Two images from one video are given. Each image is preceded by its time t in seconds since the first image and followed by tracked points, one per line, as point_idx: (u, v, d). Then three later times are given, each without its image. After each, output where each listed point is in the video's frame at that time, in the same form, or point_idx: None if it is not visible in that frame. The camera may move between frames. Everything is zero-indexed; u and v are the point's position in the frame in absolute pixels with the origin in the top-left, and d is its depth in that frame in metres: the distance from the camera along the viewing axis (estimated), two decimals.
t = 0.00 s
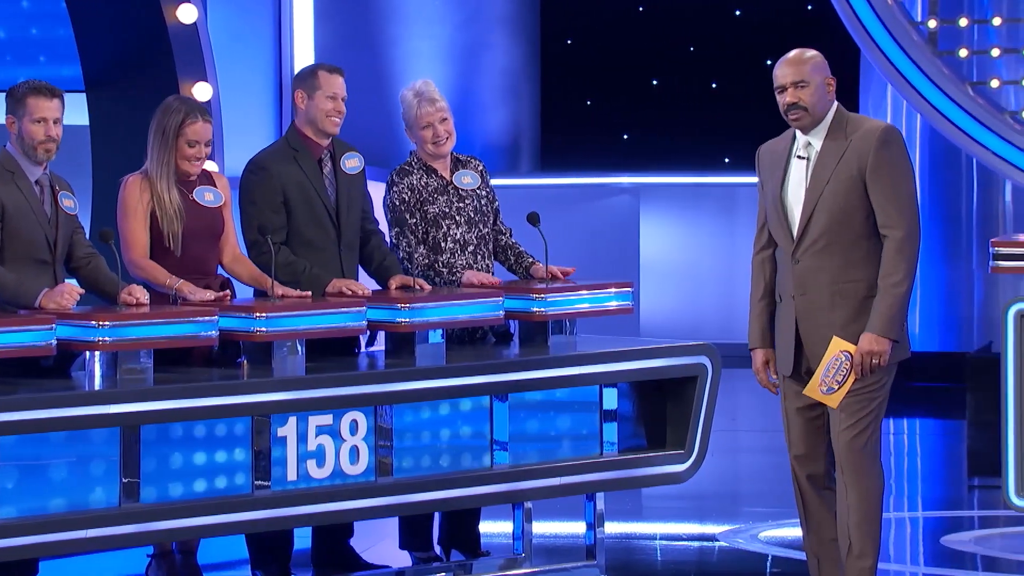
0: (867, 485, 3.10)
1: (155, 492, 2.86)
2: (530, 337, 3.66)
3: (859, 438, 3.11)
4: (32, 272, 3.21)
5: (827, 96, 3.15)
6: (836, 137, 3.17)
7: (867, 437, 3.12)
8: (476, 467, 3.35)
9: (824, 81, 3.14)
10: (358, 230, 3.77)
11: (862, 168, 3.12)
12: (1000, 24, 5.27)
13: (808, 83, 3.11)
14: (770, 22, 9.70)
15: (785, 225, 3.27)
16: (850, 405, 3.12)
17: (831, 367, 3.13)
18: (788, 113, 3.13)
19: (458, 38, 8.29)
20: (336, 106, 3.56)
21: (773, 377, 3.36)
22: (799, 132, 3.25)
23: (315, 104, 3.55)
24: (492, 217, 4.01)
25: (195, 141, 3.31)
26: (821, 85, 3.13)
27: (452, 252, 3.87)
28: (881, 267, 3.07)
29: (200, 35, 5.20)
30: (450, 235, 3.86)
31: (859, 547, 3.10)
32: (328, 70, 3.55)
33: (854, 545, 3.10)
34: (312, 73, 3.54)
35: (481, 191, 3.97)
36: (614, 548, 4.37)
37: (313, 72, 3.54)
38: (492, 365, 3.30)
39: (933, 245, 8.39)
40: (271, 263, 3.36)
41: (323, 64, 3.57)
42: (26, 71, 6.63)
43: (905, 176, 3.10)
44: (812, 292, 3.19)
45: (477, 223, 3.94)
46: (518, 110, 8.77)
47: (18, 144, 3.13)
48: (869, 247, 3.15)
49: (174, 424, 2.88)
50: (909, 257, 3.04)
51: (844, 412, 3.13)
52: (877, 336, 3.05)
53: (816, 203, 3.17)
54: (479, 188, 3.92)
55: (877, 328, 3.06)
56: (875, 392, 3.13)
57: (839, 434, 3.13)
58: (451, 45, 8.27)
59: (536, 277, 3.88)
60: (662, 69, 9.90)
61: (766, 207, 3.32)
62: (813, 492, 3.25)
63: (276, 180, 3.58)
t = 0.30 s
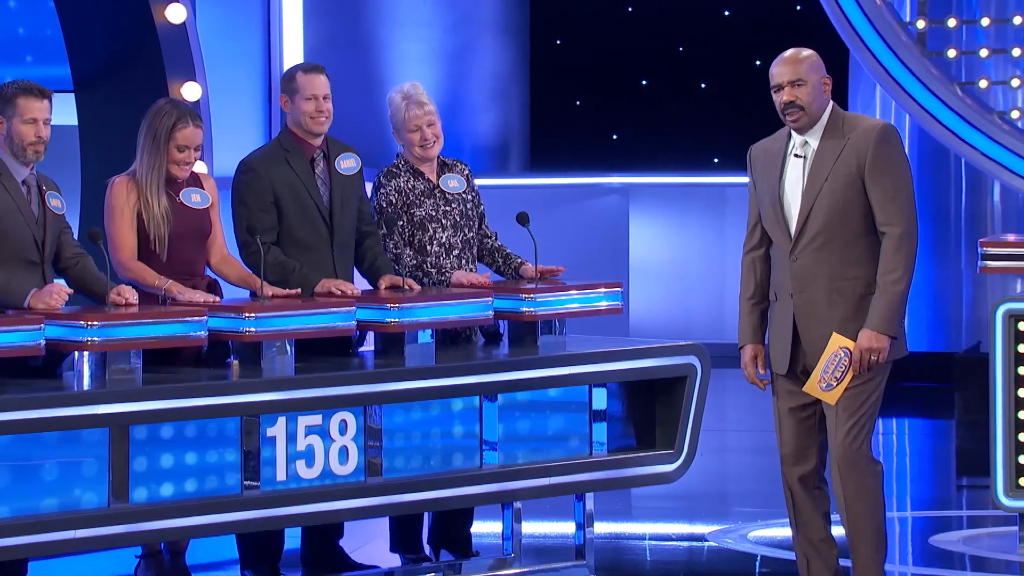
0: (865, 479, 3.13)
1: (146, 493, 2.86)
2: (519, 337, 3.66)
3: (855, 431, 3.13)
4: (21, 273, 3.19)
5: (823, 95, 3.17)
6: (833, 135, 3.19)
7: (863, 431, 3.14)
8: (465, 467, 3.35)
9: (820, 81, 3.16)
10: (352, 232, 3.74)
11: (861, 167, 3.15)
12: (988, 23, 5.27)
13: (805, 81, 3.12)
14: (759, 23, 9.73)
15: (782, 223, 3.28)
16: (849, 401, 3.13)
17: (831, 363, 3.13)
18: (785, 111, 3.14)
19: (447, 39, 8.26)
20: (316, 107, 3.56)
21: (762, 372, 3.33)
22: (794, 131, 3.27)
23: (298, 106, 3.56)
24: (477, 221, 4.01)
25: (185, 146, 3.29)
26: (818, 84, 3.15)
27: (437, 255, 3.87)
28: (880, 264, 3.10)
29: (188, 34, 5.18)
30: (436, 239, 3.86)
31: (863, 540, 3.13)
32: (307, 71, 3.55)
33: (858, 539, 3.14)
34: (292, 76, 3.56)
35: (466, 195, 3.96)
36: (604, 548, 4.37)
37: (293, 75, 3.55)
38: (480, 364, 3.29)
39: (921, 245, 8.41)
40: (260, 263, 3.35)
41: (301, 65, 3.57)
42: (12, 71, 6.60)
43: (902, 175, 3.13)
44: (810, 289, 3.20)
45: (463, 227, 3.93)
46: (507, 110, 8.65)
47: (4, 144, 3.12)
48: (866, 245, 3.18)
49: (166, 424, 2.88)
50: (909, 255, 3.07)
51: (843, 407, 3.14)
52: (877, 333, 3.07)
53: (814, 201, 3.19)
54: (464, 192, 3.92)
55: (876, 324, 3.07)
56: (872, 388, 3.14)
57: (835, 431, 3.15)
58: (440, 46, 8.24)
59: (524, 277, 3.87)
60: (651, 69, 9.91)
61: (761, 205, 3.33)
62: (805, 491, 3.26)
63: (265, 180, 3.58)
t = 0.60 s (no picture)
0: (897, 479, 3.13)
1: (140, 491, 2.86)
2: (512, 337, 3.64)
3: (875, 432, 3.14)
4: (12, 271, 3.18)
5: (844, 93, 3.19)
6: (853, 134, 3.20)
7: (883, 432, 3.15)
8: (457, 466, 3.35)
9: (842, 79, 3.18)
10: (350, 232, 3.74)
11: (878, 167, 3.15)
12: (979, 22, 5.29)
13: (827, 78, 3.14)
14: (752, 23, 9.76)
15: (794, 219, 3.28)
16: (858, 400, 3.16)
17: (837, 364, 3.16)
18: (806, 107, 3.17)
19: (439, 38, 8.29)
20: (310, 107, 3.54)
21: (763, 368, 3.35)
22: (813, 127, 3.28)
23: (293, 107, 3.55)
24: (466, 225, 4.00)
25: (179, 151, 3.28)
26: (839, 82, 3.17)
27: (426, 257, 3.85)
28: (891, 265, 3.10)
29: (180, 34, 5.19)
30: (427, 240, 3.85)
31: (903, 539, 3.13)
32: (301, 71, 3.53)
33: (904, 542, 3.13)
34: (287, 77, 3.55)
35: (456, 198, 3.96)
36: (596, 548, 4.37)
37: (287, 77, 3.54)
38: (470, 363, 3.29)
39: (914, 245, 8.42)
40: (252, 263, 3.34)
41: (295, 66, 3.56)
42: (3, 70, 6.58)
43: (918, 178, 3.14)
44: (819, 287, 3.21)
45: (453, 230, 3.93)
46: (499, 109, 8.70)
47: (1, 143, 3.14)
48: (877, 246, 3.18)
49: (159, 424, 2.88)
50: (920, 258, 3.08)
51: (855, 407, 3.16)
52: (885, 335, 3.08)
53: (829, 199, 3.19)
54: (454, 196, 3.92)
55: (885, 326, 3.08)
56: (879, 389, 3.16)
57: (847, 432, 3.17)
58: (433, 44, 8.27)
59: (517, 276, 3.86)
60: (643, 68, 9.94)
61: (774, 200, 3.34)
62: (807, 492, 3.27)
63: (259, 182, 3.58)
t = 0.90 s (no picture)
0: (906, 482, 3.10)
1: (128, 491, 2.85)
2: (498, 337, 3.64)
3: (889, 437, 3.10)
4: None
5: (864, 101, 3.11)
6: (878, 137, 3.14)
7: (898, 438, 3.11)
8: (444, 466, 3.35)
9: (863, 87, 3.10)
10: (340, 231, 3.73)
11: (903, 172, 3.11)
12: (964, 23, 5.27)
13: (842, 85, 3.09)
14: (738, 23, 9.78)
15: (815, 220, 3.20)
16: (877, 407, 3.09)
17: (858, 369, 3.09)
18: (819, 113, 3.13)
19: (426, 38, 8.29)
20: (298, 108, 3.54)
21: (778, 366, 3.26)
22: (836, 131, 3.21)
23: (281, 109, 3.55)
24: (450, 226, 4.00)
25: (167, 152, 3.27)
26: (858, 89, 3.10)
27: (412, 258, 3.85)
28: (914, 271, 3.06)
29: (167, 35, 5.17)
30: (413, 241, 3.84)
31: (911, 544, 3.10)
32: (290, 72, 3.54)
33: (905, 544, 3.11)
34: (275, 78, 3.55)
35: (439, 200, 3.96)
36: (582, 548, 4.37)
37: (275, 78, 3.55)
38: (453, 363, 3.28)
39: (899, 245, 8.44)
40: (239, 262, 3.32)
41: (285, 66, 3.56)
42: None
43: (943, 184, 3.10)
44: (841, 290, 3.13)
45: (437, 232, 3.92)
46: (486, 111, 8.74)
47: None
48: (899, 249, 3.13)
49: (147, 424, 2.87)
50: (945, 265, 3.04)
51: (873, 412, 3.10)
52: (906, 341, 3.03)
53: (853, 201, 3.12)
54: (438, 198, 3.92)
55: (907, 331, 3.04)
56: (898, 395, 3.11)
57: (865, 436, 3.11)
58: (418, 44, 8.29)
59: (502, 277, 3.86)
60: (630, 68, 9.94)
61: (795, 200, 3.25)
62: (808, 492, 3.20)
63: (247, 182, 3.57)
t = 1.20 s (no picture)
0: (913, 483, 3.08)
1: (114, 491, 2.84)
2: (483, 337, 3.64)
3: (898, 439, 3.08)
4: None
5: (871, 107, 3.08)
6: (886, 140, 3.11)
7: (906, 440, 3.08)
8: (429, 466, 3.34)
9: (871, 94, 3.07)
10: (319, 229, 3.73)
11: (911, 178, 3.06)
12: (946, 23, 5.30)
13: (848, 89, 3.07)
14: (722, 24, 9.82)
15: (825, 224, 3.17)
16: (902, 419, 3.07)
17: (884, 385, 3.04)
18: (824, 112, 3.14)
19: (410, 38, 8.29)
20: (285, 106, 3.53)
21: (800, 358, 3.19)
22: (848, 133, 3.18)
23: (266, 108, 3.54)
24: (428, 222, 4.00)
25: (151, 143, 3.29)
26: (865, 95, 3.07)
27: (401, 259, 3.85)
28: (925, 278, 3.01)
29: (151, 34, 5.17)
30: (401, 243, 3.84)
31: (909, 545, 3.07)
32: (275, 71, 3.52)
33: (902, 545, 3.08)
34: (260, 76, 3.53)
35: (418, 198, 3.96)
36: (566, 548, 4.38)
37: (259, 77, 3.53)
38: (438, 363, 3.28)
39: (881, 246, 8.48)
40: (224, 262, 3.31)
41: (268, 66, 3.54)
42: None
43: (953, 189, 3.05)
44: (851, 295, 3.09)
45: (421, 232, 3.94)
46: (471, 111, 8.78)
47: None
48: (909, 255, 3.09)
49: (134, 424, 2.87)
50: (953, 272, 2.99)
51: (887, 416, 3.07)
52: (928, 350, 2.99)
53: (861, 206, 3.09)
54: (417, 197, 3.93)
55: (928, 341, 2.99)
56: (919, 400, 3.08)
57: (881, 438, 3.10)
58: (403, 44, 8.29)
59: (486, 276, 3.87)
60: (614, 69, 9.95)
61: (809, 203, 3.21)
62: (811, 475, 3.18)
63: (230, 180, 3.56)
